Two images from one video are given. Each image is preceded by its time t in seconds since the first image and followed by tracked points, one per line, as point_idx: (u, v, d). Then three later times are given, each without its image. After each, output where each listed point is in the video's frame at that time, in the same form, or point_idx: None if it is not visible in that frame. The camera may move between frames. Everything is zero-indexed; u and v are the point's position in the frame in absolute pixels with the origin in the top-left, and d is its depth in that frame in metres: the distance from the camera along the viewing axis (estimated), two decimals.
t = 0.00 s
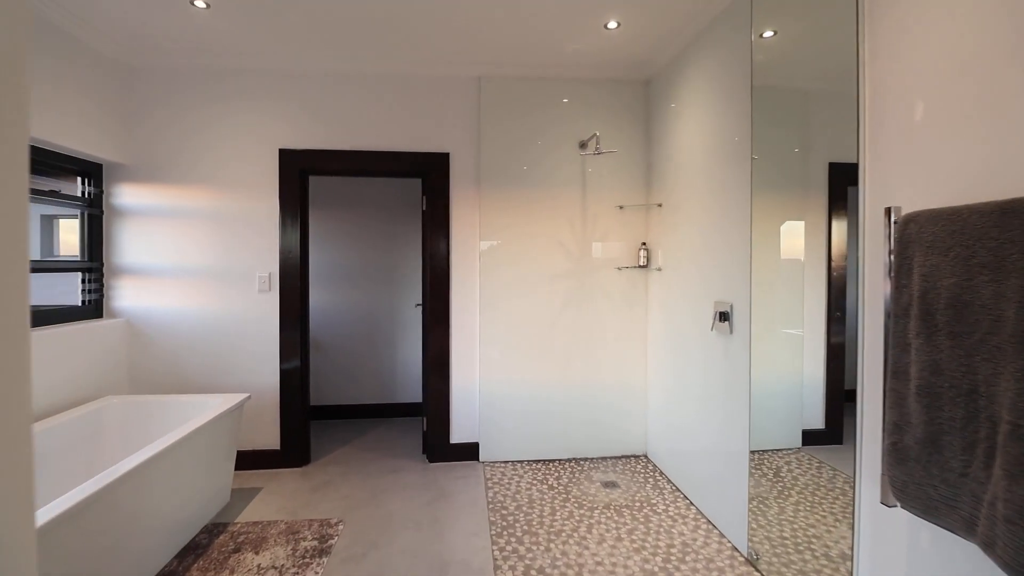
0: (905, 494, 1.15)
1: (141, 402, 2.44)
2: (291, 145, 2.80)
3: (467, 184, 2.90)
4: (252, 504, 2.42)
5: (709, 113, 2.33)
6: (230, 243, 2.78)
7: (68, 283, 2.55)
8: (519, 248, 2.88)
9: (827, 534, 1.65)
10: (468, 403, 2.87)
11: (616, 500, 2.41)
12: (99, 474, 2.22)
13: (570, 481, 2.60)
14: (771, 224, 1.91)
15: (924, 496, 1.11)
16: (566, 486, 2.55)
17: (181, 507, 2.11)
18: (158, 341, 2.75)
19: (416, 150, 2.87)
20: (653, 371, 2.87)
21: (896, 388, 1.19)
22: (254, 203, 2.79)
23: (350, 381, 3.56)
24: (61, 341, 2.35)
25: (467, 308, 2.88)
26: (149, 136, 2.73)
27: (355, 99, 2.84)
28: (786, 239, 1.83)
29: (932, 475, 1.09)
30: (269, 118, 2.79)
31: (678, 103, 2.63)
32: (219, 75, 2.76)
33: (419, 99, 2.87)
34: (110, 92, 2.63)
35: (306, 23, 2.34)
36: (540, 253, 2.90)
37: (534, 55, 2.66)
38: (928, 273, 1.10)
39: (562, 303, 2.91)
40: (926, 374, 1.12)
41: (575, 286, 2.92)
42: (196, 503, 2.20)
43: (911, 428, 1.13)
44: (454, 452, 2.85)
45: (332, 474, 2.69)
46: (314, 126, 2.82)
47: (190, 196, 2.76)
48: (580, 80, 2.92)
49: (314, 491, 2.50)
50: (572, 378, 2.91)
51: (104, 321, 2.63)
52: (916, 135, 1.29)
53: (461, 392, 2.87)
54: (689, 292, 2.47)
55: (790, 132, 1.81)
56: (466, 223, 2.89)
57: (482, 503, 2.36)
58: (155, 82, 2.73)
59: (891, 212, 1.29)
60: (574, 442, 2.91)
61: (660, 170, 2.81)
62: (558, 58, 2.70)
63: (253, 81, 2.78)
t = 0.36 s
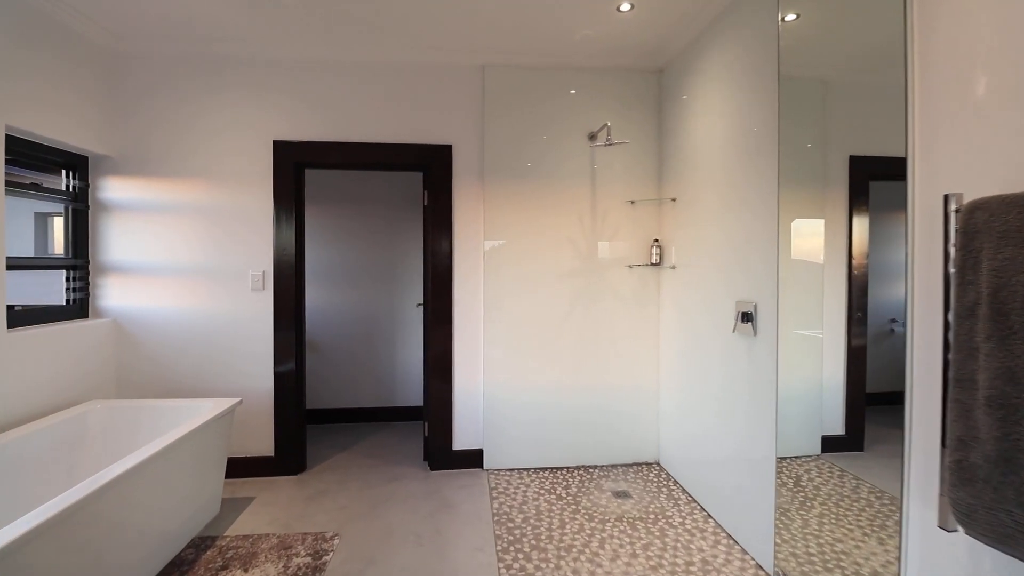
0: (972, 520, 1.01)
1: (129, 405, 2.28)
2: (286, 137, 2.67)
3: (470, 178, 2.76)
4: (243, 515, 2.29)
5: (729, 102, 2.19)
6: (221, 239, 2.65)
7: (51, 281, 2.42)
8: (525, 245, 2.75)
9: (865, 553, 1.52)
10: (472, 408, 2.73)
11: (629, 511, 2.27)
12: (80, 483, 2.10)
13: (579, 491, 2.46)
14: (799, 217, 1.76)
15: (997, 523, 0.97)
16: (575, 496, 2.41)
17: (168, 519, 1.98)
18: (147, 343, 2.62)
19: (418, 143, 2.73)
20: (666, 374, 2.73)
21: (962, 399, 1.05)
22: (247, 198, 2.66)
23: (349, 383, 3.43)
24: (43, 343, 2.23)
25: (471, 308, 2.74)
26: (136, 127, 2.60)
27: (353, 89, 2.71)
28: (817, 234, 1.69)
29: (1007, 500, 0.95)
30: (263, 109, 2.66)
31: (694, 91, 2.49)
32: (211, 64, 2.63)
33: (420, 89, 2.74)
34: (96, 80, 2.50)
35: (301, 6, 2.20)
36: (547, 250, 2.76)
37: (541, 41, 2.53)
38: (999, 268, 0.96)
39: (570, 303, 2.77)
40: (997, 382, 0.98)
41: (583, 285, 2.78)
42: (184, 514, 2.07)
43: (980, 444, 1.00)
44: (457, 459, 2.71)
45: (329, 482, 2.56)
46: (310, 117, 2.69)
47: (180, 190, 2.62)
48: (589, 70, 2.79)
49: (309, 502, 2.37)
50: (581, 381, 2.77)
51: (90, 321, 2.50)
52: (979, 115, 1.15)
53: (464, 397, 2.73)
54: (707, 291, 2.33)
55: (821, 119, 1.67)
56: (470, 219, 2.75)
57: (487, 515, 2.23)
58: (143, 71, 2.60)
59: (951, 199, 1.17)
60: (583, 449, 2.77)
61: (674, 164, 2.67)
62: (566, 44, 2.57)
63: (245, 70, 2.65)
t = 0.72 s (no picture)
0: None
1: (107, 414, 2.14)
2: (284, 131, 2.54)
3: (478, 174, 2.63)
4: (237, 531, 2.16)
5: (756, 91, 2.05)
6: (217, 239, 2.52)
7: (38, 282, 2.30)
8: (536, 245, 2.61)
9: None
10: (478, 416, 2.60)
11: (647, 529, 2.13)
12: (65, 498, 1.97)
13: (593, 506, 2.32)
14: (839, 214, 1.62)
15: None
16: (589, 511, 2.27)
17: (158, 537, 1.85)
18: (138, 347, 2.50)
19: (421, 137, 2.60)
20: (684, 381, 2.59)
21: None
22: (242, 196, 2.53)
23: (350, 388, 3.30)
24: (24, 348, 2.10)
25: (478, 311, 2.61)
26: (127, 121, 2.47)
27: (355, 80, 2.58)
28: (858, 233, 1.55)
29: None
30: (259, 101, 2.53)
31: (715, 81, 2.35)
32: (205, 55, 2.50)
33: (425, 81, 2.60)
34: (84, 72, 2.37)
35: None
36: (558, 250, 2.62)
37: (553, 28, 2.39)
38: None
39: (583, 306, 2.63)
40: None
41: (597, 287, 2.64)
42: (175, 532, 1.94)
43: None
44: (463, 470, 2.58)
45: (328, 495, 2.43)
46: (309, 110, 2.56)
47: (172, 187, 2.50)
48: (602, 60, 2.65)
49: (308, 516, 2.23)
50: (594, 388, 2.63)
51: (79, 325, 2.38)
52: None
53: (471, 404, 2.59)
54: (731, 292, 2.19)
55: (864, 105, 1.53)
56: (477, 217, 2.62)
57: (496, 533, 2.09)
58: (133, 61, 2.47)
59: None
60: (596, 460, 2.63)
61: (693, 158, 2.53)
62: (579, 32, 2.43)
63: (241, 61, 2.52)
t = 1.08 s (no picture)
0: None
1: (110, 423, 2.01)
2: (288, 127, 2.44)
3: (490, 172, 2.51)
4: (239, 546, 2.06)
5: (788, 80, 1.91)
6: (219, 240, 2.43)
7: (34, 285, 2.21)
8: (551, 246, 2.49)
9: None
10: (491, 425, 2.48)
11: (671, 548, 2.00)
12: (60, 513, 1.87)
13: (612, 522, 2.19)
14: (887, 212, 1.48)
15: None
16: (608, 527, 2.14)
17: (156, 554, 1.76)
18: (138, 352, 2.41)
19: (431, 133, 2.49)
20: (708, 389, 2.46)
21: None
22: (245, 195, 2.43)
23: (357, 394, 3.20)
24: (23, 353, 2.02)
25: (490, 315, 2.49)
26: (126, 117, 2.38)
27: (362, 74, 2.47)
28: (911, 232, 1.41)
29: None
30: (263, 96, 2.43)
31: (742, 71, 2.21)
32: (207, 48, 2.40)
33: (435, 74, 2.49)
34: (82, 66, 2.28)
35: None
36: (574, 251, 2.50)
37: (570, 17, 2.26)
38: None
39: (600, 310, 2.51)
40: None
41: (615, 290, 2.51)
42: (174, 548, 1.85)
43: None
44: (474, 481, 2.46)
45: (334, 507, 2.32)
46: (315, 105, 2.45)
47: (173, 186, 2.40)
48: (621, 51, 2.52)
49: (313, 531, 2.13)
50: (612, 396, 2.51)
51: (77, 329, 2.29)
52: None
53: (482, 413, 2.48)
54: (760, 296, 2.06)
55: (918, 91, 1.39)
56: (489, 217, 2.50)
57: (511, 551, 1.97)
58: (132, 56, 2.38)
59: None
60: (614, 472, 2.51)
61: (717, 155, 2.39)
62: (597, 21, 2.30)
63: (244, 54, 2.42)
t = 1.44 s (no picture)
0: None
1: (115, 429, 1.95)
2: (299, 124, 2.36)
3: (507, 169, 2.41)
4: (246, 559, 1.98)
5: (828, 66, 1.78)
6: (228, 241, 2.36)
7: (41, 287, 2.16)
8: (571, 246, 2.38)
9: None
10: (507, 432, 2.38)
11: (700, 568, 1.88)
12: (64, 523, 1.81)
13: (636, 537, 2.07)
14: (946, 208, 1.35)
15: None
16: (632, 543, 2.03)
17: (162, 567, 1.69)
18: (146, 356, 2.35)
19: (446, 129, 2.39)
20: (737, 397, 2.33)
21: None
22: (255, 194, 2.36)
23: (370, 398, 3.12)
24: (31, 356, 1.96)
25: (507, 318, 2.39)
26: (134, 115, 2.33)
27: (374, 69, 2.38)
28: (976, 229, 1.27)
29: None
30: (273, 92, 2.36)
31: (776, 59, 2.08)
32: (216, 43, 2.34)
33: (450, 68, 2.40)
34: (89, 63, 2.23)
35: None
36: (595, 252, 2.39)
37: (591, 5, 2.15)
38: None
39: (623, 313, 2.39)
40: None
41: (638, 292, 2.40)
42: (180, 559, 1.78)
43: None
44: (490, 492, 2.36)
45: (345, 518, 2.24)
46: (325, 101, 2.37)
47: (181, 185, 2.34)
48: (644, 41, 2.41)
49: (322, 543, 2.05)
50: (635, 404, 2.39)
51: (85, 332, 2.24)
52: None
53: (499, 420, 2.38)
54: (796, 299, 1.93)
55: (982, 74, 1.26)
56: (506, 216, 2.40)
57: (529, 569, 1.86)
58: (140, 52, 2.32)
59: None
60: (637, 483, 2.39)
61: (748, 149, 2.27)
62: (620, 9, 2.19)
63: (253, 49, 2.35)
